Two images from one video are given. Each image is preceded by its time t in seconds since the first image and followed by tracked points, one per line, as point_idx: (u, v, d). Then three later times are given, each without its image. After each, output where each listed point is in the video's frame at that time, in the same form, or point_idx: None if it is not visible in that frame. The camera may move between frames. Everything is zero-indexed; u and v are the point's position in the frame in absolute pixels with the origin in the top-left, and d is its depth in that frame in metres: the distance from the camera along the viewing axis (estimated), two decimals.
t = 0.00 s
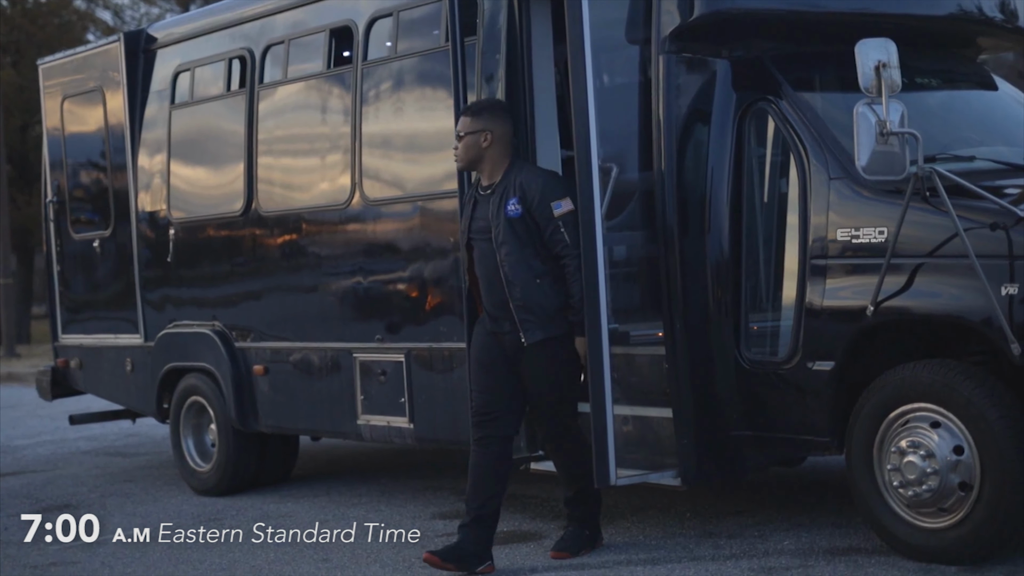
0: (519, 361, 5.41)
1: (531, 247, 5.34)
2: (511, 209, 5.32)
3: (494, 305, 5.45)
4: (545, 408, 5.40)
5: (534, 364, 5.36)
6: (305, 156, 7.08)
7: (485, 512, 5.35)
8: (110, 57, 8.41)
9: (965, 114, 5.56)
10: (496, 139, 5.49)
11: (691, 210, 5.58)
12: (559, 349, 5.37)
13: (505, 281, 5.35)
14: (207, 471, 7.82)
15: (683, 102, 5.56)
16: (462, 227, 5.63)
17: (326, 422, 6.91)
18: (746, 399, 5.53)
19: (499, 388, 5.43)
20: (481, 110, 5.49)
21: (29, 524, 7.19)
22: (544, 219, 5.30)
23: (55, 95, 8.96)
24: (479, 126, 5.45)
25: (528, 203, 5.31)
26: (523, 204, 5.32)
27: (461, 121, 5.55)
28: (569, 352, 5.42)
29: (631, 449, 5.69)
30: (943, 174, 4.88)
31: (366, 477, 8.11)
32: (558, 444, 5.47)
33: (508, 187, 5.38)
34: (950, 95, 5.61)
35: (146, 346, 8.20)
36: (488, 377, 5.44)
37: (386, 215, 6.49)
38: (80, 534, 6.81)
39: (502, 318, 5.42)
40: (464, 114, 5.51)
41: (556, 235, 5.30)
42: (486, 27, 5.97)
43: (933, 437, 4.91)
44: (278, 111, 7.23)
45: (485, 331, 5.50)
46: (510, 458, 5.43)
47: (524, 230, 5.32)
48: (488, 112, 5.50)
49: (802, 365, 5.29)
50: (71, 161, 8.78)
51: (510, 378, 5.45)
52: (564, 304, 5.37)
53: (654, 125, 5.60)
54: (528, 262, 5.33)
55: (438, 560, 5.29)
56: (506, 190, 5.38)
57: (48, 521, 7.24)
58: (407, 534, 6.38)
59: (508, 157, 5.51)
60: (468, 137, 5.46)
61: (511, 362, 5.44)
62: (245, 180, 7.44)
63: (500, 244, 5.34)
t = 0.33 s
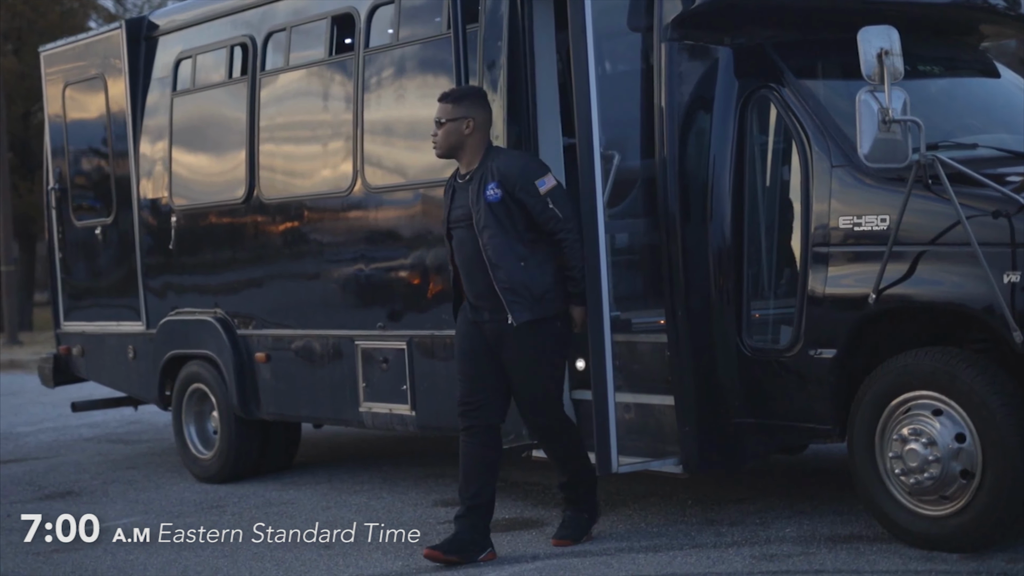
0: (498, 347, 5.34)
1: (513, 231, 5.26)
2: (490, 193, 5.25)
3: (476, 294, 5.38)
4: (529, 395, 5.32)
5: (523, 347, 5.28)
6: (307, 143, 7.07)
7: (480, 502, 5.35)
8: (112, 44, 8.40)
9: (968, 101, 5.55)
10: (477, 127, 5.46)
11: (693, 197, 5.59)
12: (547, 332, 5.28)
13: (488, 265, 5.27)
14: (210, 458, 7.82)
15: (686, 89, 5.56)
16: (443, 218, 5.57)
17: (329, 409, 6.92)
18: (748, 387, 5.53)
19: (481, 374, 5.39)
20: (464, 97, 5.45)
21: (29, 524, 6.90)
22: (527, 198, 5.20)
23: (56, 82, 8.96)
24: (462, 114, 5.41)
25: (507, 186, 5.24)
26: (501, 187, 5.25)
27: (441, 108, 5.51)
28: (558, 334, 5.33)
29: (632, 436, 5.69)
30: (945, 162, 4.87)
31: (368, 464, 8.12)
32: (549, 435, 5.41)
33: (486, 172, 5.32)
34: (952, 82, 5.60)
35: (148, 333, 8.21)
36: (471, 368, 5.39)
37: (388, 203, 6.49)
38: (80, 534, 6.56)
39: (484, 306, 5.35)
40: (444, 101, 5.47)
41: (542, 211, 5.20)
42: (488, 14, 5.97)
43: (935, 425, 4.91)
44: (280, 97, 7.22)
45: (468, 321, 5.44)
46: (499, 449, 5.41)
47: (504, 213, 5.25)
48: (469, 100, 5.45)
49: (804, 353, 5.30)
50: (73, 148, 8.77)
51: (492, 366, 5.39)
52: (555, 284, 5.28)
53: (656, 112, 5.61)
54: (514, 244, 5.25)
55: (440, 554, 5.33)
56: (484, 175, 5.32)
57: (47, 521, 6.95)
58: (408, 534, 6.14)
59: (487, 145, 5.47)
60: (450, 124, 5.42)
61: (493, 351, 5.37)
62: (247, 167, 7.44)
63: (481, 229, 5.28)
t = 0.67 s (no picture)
0: (490, 335, 5.29)
1: (507, 213, 5.20)
2: (480, 177, 5.18)
3: (467, 281, 5.31)
4: (525, 382, 5.24)
5: (519, 331, 5.21)
6: (316, 132, 7.07)
7: (486, 494, 5.35)
8: (121, 34, 8.40)
9: (978, 90, 5.53)
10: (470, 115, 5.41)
11: (701, 187, 5.59)
12: (545, 312, 5.25)
13: (482, 249, 5.20)
14: (219, 448, 7.84)
15: (694, 78, 5.55)
16: (431, 206, 5.50)
17: (338, 399, 6.93)
18: (757, 377, 5.53)
19: (476, 363, 5.38)
20: (458, 83, 5.37)
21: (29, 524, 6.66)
22: (519, 177, 5.16)
23: (65, 72, 8.96)
24: (457, 101, 5.34)
25: (497, 168, 5.18)
26: (491, 170, 5.19)
27: (432, 91, 5.39)
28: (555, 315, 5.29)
29: (641, 426, 5.69)
30: (955, 151, 4.85)
31: (377, 454, 8.13)
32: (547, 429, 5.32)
33: (475, 156, 5.26)
34: (961, 71, 5.58)
35: (157, 323, 8.22)
36: (463, 358, 5.40)
37: (397, 192, 6.49)
38: (81, 534, 6.34)
39: (479, 292, 5.26)
40: (438, 85, 5.36)
41: (536, 187, 5.16)
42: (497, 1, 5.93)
43: (944, 415, 4.90)
44: (289, 86, 7.22)
45: (462, 309, 5.38)
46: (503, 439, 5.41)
47: (496, 195, 5.19)
48: (463, 87, 5.37)
49: (813, 343, 5.29)
50: (82, 138, 8.78)
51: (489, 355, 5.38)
52: (550, 264, 5.23)
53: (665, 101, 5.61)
54: (506, 227, 5.18)
55: (450, 546, 5.37)
56: (475, 160, 5.25)
57: (48, 521, 6.70)
58: (408, 534, 5.95)
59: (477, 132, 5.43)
60: (447, 110, 5.33)
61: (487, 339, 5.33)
62: (256, 155, 7.44)
63: (473, 214, 5.21)
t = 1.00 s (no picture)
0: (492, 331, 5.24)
1: (512, 206, 5.15)
2: (486, 170, 5.13)
3: (469, 276, 5.27)
4: (534, 379, 5.17)
5: (524, 326, 5.15)
6: (332, 128, 7.07)
7: (501, 491, 5.34)
8: (137, 30, 8.42)
9: (996, 85, 5.50)
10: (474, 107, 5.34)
11: (718, 183, 5.57)
12: (548, 307, 5.19)
13: (488, 244, 5.15)
14: (236, 443, 7.86)
15: (711, 74, 5.54)
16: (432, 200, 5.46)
17: (355, 395, 6.94)
18: (773, 373, 5.51)
19: (479, 361, 5.33)
20: (464, 75, 5.26)
21: (28, 524, 6.63)
22: (526, 169, 5.12)
23: (82, 68, 8.98)
24: (467, 95, 5.25)
25: (503, 161, 5.13)
26: (497, 163, 5.14)
27: (437, 85, 5.25)
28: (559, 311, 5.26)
29: (657, 422, 5.68)
30: (972, 146, 4.82)
31: (393, 449, 8.14)
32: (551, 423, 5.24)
33: (480, 149, 5.20)
34: (979, 66, 5.55)
35: (175, 318, 8.24)
36: (468, 355, 5.35)
37: (414, 188, 6.49)
38: (81, 534, 6.33)
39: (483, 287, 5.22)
40: (444, 79, 5.23)
41: (544, 179, 5.13)
42: None
43: (961, 412, 4.88)
44: (305, 82, 7.22)
45: (464, 304, 5.35)
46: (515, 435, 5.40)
47: (501, 188, 5.14)
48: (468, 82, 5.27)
49: (830, 338, 5.28)
50: (99, 134, 8.80)
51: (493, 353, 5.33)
52: (557, 257, 5.19)
53: (681, 97, 5.60)
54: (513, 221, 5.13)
55: (465, 545, 5.38)
56: (479, 153, 5.19)
57: (48, 521, 6.67)
58: (408, 534, 5.92)
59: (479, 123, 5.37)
60: (457, 105, 5.24)
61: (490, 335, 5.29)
62: (272, 151, 7.44)
63: (478, 208, 5.16)
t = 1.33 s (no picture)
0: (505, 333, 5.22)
1: (529, 207, 5.12)
2: (506, 170, 5.09)
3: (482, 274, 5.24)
4: (556, 382, 5.14)
5: (537, 328, 5.11)
6: (358, 128, 7.08)
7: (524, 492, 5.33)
8: (164, 31, 8.46)
9: None
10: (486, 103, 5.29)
11: (744, 182, 5.55)
12: (564, 312, 5.16)
13: (504, 246, 5.12)
14: (262, 443, 7.88)
15: (736, 73, 5.51)
16: (446, 197, 5.44)
17: (380, 394, 6.95)
18: (800, 373, 5.48)
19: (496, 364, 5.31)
20: (476, 75, 5.18)
21: (27, 524, 6.68)
22: (547, 171, 5.08)
23: (109, 69, 9.03)
24: (484, 95, 5.19)
25: (524, 162, 5.09)
26: (517, 163, 5.09)
27: (455, 91, 5.15)
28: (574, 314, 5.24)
29: (683, 422, 5.68)
30: (1000, 145, 4.78)
31: (419, 449, 8.15)
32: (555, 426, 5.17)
33: (500, 149, 5.16)
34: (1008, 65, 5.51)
35: (201, 318, 8.28)
36: (481, 355, 5.34)
37: (439, 188, 6.49)
38: (80, 534, 6.40)
39: (495, 289, 5.20)
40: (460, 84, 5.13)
41: (563, 183, 5.07)
42: None
43: (989, 412, 4.86)
44: (330, 83, 7.24)
45: (477, 304, 5.33)
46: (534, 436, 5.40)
47: (520, 190, 5.10)
48: (482, 81, 5.22)
49: (856, 338, 5.26)
50: (126, 134, 8.85)
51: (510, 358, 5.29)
52: (575, 265, 5.13)
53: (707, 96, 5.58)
54: (530, 226, 5.09)
55: (492, 549, 5.38)
56: (501, 153, 5.15)
57: (48, 521, 6.73)
58: (408, 534, 5.97)
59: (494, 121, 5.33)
60: (478, 108, 5.16)
61: (501, 335, 5.26)
62: (298, 151, 7.46)
63: (495, 208, 5.13)
